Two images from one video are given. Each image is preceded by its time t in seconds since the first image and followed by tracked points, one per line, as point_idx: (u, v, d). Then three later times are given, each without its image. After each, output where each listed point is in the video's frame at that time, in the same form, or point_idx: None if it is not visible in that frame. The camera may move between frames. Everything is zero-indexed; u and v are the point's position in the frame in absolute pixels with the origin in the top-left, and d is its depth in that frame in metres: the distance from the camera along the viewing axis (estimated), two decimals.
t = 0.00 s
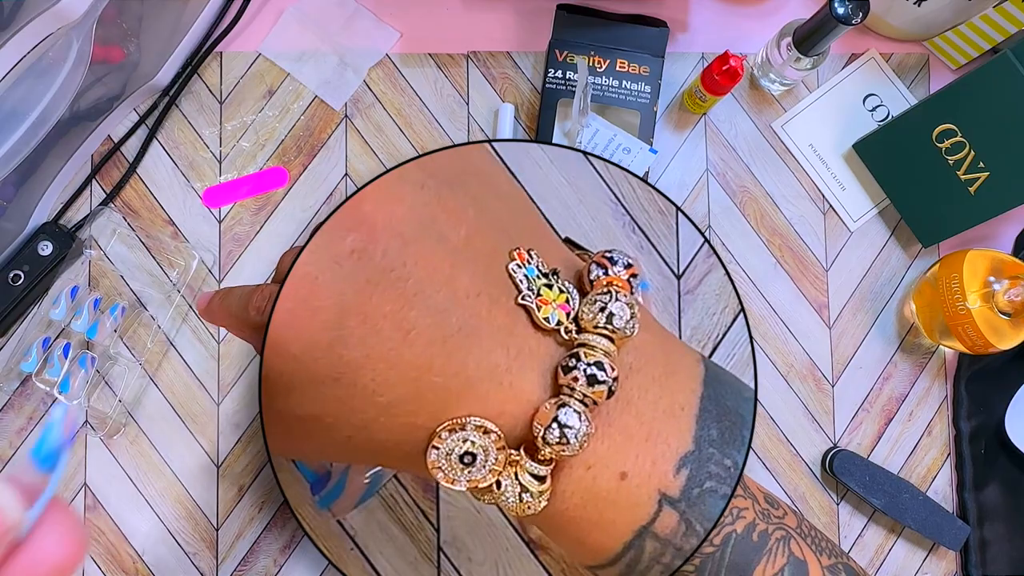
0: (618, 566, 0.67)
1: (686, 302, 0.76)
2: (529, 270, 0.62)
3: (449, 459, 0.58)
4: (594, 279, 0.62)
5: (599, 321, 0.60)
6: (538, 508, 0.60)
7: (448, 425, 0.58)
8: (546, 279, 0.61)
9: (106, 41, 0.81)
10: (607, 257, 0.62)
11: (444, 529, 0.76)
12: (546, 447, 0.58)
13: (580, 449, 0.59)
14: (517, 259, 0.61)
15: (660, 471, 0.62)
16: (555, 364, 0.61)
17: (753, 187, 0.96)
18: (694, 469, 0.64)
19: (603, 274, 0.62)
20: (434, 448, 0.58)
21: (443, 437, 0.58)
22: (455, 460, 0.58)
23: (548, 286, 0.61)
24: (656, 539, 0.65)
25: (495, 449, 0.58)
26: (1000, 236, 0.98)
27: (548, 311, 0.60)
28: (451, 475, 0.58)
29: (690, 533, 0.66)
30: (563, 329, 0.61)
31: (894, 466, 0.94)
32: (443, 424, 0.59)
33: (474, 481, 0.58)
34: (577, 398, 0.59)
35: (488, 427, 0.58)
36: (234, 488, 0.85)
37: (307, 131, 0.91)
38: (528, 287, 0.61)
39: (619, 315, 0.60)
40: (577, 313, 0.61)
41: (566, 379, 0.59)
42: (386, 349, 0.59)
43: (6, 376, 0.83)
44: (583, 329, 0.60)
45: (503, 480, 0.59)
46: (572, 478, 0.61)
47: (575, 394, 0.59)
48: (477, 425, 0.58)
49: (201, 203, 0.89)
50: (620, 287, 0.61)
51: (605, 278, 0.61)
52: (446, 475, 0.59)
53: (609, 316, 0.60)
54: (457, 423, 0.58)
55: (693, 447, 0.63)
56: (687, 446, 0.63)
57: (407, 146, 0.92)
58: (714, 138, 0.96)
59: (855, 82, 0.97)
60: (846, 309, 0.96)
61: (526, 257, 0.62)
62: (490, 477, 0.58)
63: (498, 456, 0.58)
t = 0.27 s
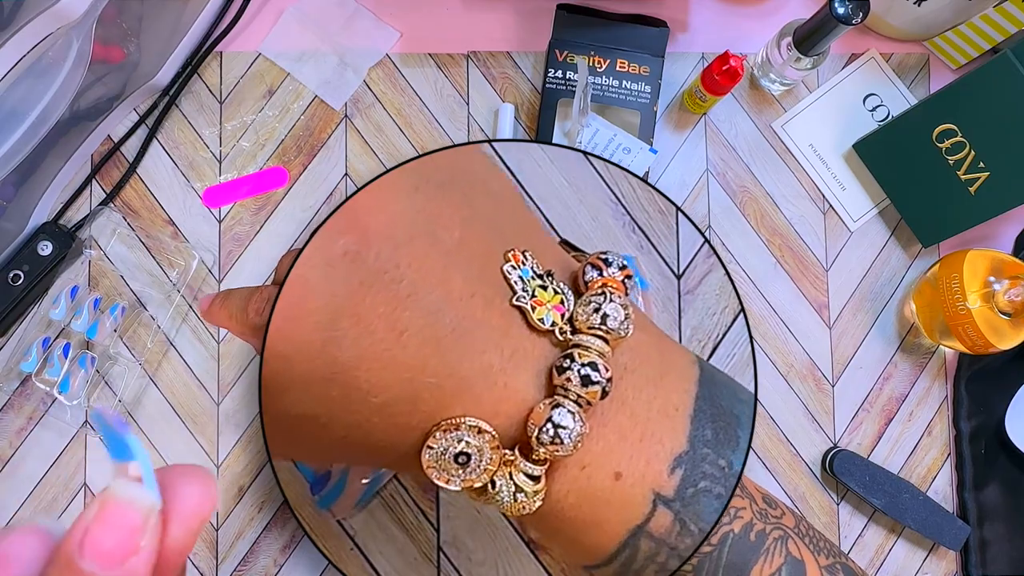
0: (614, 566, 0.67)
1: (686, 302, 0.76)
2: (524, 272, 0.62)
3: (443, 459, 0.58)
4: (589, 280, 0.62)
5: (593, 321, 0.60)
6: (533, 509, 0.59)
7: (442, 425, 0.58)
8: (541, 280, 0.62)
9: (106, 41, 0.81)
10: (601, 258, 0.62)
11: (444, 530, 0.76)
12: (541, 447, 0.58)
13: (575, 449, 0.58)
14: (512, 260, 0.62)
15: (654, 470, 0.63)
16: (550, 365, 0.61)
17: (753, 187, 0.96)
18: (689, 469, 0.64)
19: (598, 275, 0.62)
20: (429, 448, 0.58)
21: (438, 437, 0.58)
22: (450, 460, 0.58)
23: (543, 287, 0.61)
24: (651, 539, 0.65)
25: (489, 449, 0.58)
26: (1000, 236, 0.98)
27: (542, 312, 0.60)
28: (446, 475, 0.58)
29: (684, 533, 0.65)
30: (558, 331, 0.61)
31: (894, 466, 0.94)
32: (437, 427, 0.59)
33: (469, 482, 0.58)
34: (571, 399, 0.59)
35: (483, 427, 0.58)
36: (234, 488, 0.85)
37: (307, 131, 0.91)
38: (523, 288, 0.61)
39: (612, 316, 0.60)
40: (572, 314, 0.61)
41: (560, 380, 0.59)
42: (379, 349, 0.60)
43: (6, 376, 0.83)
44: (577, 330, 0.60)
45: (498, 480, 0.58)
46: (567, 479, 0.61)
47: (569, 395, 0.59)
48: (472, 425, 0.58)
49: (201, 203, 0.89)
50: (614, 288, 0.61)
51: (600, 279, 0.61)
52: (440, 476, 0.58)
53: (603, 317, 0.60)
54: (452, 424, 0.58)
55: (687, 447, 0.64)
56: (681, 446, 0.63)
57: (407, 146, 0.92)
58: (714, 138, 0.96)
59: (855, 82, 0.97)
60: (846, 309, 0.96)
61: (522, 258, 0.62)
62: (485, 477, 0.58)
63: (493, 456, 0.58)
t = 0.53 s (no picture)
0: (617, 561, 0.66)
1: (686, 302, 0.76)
2: (528, 262, 0.61)
3: (443, 448, 0.57)
4: (595, 275, 0.62)
5: (597, 314, 0.60)
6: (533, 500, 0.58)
7: (443, 412, 0.57)
8: (545, 271, 0.61)
9: (106, 41, 0.81)
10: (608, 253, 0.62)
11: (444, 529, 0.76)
12: (542, 438, 0.57)
13: (576, 440, 0.58)
14: (517, 250, 0.61)
15: (659, 467, 0.61)
16: (552, 357, 0.60)
17: (753, 187, 0.96)
18: (694, 465, 0.63)
19: (604, 270, 0.62)
20: (429, 436, 0.57)
21: (437, 425, 0.57)
22: (449, 449, 0.57)
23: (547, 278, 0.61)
24: (654, 535, 0.64)
25: (489, 438, 0.57)
26: (1000, 236, 0.98)
27: (546, 303, 0.60)
28: (446, 465, 0.57)
29: (689, 529, 0.65)
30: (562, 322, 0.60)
31: (894, 466, 0.94)
32: (435, 412, 0.58)
33: (469, 470, 0.58)
34: (573, 389, 0.58)
35: (483, 415, 0.57)
36: (234, 488, 0.85)
37: (307, 130, 0.91)
38: (527, 278, 0.60)
39: (619, 310, 0.60)
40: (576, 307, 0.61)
41: (562, 370, 0.58)
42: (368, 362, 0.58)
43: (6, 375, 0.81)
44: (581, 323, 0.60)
45: (498, 470, 0.58)
46: (573, 476, 0.59)
47: (572, 386, 0.58)
48: (472, 413, 0.57)
49: (201, 203, 0.89)
50: (620, 283, 0.61)
51: (606, 274, 0.62)
52: (440, 466, 0.58)
53: (608, 311, 0.60)
54: (451, 412, 0.57)
55: (693, 443, 0.62)
56: (686, 442, 0.62)
57: (407, 146, 0.92)
58: (714, 138, 0.96)
59: (855, 82, 0.97)
60: (846, 309, 0.96)
61: (526, 249, 0.61)
62: (484, 467, 0.57)
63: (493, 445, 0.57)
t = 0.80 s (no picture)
0: (614, 558, 0.67)
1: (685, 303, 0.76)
2: (516, 251, 0.62)
3: (431, 431, 0.58)
4: (586, 264, 0.62)
5: (586, 301, 0.60)
6: (522, 484, 0.59)
7: (428, 395, 0.59)
8: (533, 260, 0.62)
9: (106, 41, 0.81)
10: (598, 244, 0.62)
11: (444, 529, 0.76)
12: (529, 423, 0.58)
13: (562, 423, 0.58)
14: (504, 240, 0.62)
15: (654, 460, 0.62)
16: (540, 344, 0.61)
17: (753, 187, 0.96)
18: (689, 459, 0.63)
19: (595, 261, 0.62)
20: (416, 419, 0.59)
21: (424, 408, 0.58)
22: (437, 433, 0.58)
23: (535, 267, 0.62)
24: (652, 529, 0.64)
25: (477, 422, 0.59)
26: (1000, 236, 0.98)
27: (533, 291, 0.61)
28: (434, 448, 0.58)
29: (685, 523, 0.65)
30: (550, 310, 0.61)
31: (894, 466, 0.94)
32: (426, 393, 0.59)
33: (458, 455, 0.58)
34: (558, 372, 0.59)
35: (470, 397, 0.59)
36: (234, 488, 0.85)
37: (307, 130, 0.91)
38: (514, 266, 0.61)
39: (607, 297, 0.60)
40: (564, 295, 0.61)
41: (549, 354, 0.59)
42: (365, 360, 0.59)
43: (6, 375, 0.82)
44: (569, 310, 0.61)
45: (486, 454, 0.59)
46: (566, 466, 0.61)
47: (558, 369, 0.59)
48: (458, 394, 0.58)
49: (201, 203, 0.89)
50: (610, 273, 0.61)
51: (597, 264, 0.62)
52: (427, 448, 0.58)
53: (596, 297, 0.60)
54: (437, 393, 0.59)
55: (687, 437, 0.63)
56: (680, 435, 0.63)
57: (407, 146, 0.92)
58: (714, 138, 0.96)
59: (855, 82, 0.97)
60: (846, 309, 0.96)
61: (514, 239, 0.62)
62: (472, 451, 0.58)
63: (481, 429, 0.58)
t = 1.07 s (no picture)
0: (656, 545, 0.69)
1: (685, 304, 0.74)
2: (574, 210, 0.64)
3: (453, 373, 0.61)
4: (646, 238, 0.63)
5: (637, 271, 0.61)
6: (534, 443, 0.61)
7: (454, 337, 0.62)
8: (590, 223, 0.64)
9: (106, 41, 0.81)
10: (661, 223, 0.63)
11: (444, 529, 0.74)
12: (552, 380, 0.60)
13: (585, 384, 0.60)
14: (564, 198, 0.65)
15: (706, 446, 0.66)
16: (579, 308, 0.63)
17: (753, 187, 0.96)
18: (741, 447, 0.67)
19: (656, 235, 0.63)
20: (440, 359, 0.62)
21: (450, 348, 0.62)
22: (460, 377, 0.61)
23: (590, 229, 0.64)
24: (698, 517, 0.67)
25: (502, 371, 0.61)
26: (1000, 236, 0.98)
27: (583, 250, 0.63)
28: (455, 391, 0.62)
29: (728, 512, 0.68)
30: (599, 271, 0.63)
31: (894, 466, 0.94)
32: (451, 337, 0.62)
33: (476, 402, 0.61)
34: (593, 336, 0.60)
35: (496, 344, 0.61)
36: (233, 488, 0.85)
37: (307, 130, 0.91)
38: (568, 224, 0.64)
39: (658, 271, 0.61)
40: (616, 261, 0.63)
41: (585, 314, 0.61)
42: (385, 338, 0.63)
43: (7, 376, 0.84)
44: (619, 275, 0.62)
45: (505, 407, 0.61)
46: (605, 441, 0.64)
47: (592, 329, 0.61)
48: (485, 341, 0.61)
49: (201, 203, 0.89)
50: (669, 250, 0.63)
51: (658, 239, 0.63)
52: (451, 392, 0.62)
53: (649, 270, 0.61)
54: (463, 338, 0.62)
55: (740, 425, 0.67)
56: (733, 422, 0.67)
57: (407, 146, 0.92)
58: (714, 138, 0.96)
59: (855, 82, 0.97)
60: (846, 309, 0.96)
61: (574, 198, 0.65)
62: (492, 399, 0.61)
63: (504, 378, 0.61)
